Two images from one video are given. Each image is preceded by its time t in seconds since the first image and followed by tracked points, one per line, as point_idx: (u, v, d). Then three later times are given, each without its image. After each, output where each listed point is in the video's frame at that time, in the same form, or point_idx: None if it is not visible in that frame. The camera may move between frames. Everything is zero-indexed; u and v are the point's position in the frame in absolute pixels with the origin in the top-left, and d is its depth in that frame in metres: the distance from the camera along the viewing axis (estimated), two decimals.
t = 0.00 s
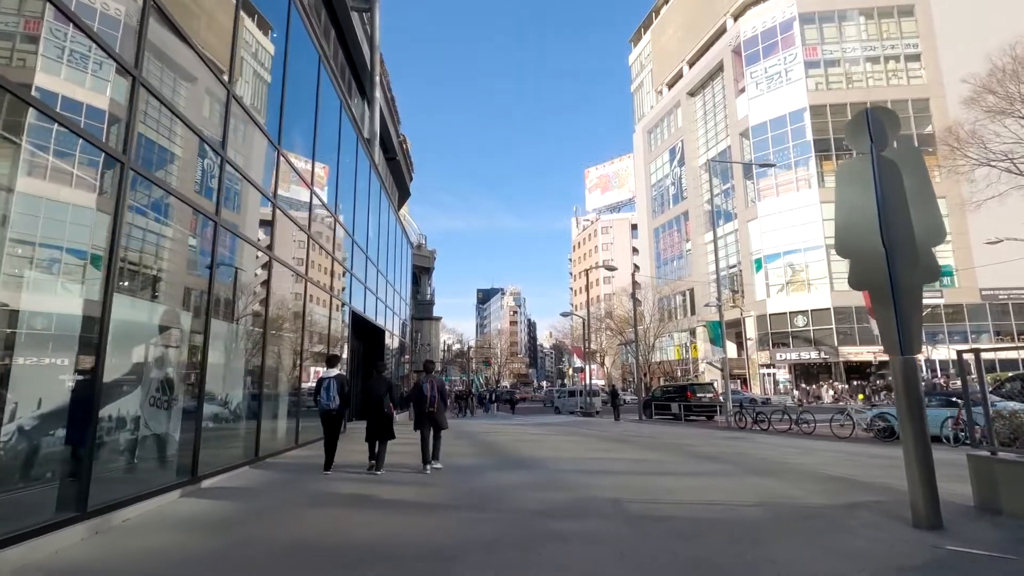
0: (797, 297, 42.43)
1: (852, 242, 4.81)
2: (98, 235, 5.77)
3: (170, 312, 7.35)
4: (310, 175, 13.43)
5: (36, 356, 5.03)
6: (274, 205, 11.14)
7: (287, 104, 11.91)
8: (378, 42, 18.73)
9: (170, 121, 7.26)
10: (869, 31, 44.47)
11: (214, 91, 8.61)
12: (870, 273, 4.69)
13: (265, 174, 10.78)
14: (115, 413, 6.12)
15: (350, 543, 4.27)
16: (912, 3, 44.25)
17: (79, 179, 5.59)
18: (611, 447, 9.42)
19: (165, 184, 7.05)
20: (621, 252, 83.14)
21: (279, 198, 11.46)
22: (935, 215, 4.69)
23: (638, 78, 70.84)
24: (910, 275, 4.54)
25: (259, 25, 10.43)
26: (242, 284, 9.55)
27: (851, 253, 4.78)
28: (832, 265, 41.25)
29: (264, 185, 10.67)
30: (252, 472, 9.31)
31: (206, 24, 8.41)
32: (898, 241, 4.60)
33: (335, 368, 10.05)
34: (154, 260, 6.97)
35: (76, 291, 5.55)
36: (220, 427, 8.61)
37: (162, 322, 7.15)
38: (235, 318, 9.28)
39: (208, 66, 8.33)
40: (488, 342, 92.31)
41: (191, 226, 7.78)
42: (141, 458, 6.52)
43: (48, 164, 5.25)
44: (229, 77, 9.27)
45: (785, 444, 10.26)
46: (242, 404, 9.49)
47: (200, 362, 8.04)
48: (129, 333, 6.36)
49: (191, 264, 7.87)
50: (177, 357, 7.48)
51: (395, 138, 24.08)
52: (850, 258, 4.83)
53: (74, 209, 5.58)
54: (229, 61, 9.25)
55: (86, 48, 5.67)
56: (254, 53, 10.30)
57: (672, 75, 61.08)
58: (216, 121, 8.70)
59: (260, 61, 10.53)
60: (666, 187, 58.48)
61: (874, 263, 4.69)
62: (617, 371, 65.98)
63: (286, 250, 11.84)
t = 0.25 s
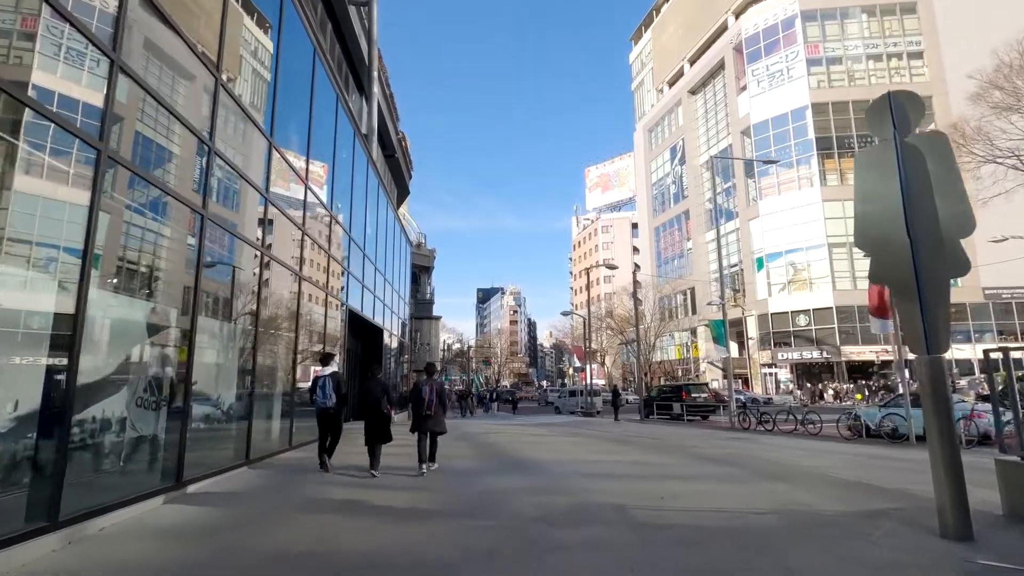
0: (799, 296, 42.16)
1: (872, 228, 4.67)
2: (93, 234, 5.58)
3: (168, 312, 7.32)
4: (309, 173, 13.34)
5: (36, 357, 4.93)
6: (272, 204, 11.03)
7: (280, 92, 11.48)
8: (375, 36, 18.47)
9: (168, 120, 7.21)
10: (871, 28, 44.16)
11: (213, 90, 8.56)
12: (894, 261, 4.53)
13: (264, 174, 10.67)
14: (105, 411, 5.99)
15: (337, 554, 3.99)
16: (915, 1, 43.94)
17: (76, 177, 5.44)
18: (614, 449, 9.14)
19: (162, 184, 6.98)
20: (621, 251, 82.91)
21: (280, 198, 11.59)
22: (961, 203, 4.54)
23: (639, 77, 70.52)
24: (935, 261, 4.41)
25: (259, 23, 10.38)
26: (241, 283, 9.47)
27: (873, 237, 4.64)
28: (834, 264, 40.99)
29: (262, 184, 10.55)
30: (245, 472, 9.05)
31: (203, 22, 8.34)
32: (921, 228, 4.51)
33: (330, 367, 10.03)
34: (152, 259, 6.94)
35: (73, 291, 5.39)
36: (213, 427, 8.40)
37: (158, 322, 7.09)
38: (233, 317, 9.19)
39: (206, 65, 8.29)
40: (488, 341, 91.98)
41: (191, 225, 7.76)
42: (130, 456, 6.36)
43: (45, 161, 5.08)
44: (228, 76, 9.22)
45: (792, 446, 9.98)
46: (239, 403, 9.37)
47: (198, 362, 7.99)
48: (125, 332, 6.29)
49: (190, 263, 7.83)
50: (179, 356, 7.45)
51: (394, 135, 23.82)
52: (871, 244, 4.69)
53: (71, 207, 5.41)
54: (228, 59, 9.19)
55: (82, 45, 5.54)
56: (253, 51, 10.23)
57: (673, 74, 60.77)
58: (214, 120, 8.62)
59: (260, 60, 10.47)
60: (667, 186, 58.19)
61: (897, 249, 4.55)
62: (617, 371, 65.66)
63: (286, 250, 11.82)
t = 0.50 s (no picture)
0: (801, 295, 41.94)
1: (897, 218, 4.58)
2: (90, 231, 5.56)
3: (168, 310, 7.31)
4: (309, 172, 13.24)
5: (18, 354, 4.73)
6: (272, 204, 10.97)
7: (277, 85, 11.24)
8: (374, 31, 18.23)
9: (166, 119, 7.18)
10: (874, 25, 43.87)
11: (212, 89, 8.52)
12: (920, 252, 4.42)
13: (264, 173, 10.61)
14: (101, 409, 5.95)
15: (332, 563, 3.78)
16: None
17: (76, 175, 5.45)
18: (617, 449, 8.94)
19: (161, 183, 6.99)
20: (622, 250, 82.70)
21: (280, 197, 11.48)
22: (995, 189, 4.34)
23: (640, 75, 70.21)
24: (964, 254, 4.28)
25: (259, 21, 10.32)
26: (242, 283, 9.43)
27: (898, 227, 4.55)
28: (837, 262, 40.76)
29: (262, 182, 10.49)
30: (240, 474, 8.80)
31: (202, 21, 8.30)
32: (949, 221, 4.38)
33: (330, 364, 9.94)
34: (150, 258, 6.94)
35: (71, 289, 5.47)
36: (210, 427, 8.26)
37: (158, 320, 7.08)
38: (232, 316, 9.14)
39: (205, 64, 8.26)
40: (488, 341, 91.70)
41: (191, 224, 7.74)
42: (120, 458, 6.23)
43: (43, 159, 5.04)
44: (228, 75, 9.18)
45: (799, 446, 9.78)
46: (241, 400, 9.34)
47: (198, 359, 7.98)
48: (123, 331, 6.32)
49: (191, 262, 7.81)
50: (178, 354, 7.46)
51: (394, 132, 23.63)
52: (895, 235, 4.60)
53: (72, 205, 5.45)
54: (228, 58, 9.14)
55: (82, 43, 5.53)
56: (254, 49, 10.16)
57: (674, 72, 60.53)
58: (213, 118, 8.59)
59: (261, 58, 10.41)
60: (668, 184, 57.93)
61: (925, 240, 4.44)
62: (618, 370, 65.39)
63: (286, 249, 11.68)
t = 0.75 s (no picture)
0: (805, 294, 41.63)
1: (932, 201, 4.43)
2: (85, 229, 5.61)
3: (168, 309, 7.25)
4: (309, 171, 13.08)
5: None
6: (273, 202, 10.86)
7: (276, 81, 11.04)
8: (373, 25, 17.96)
9: (166, 117, 7.11)
10: (877, 22, 43.56)
11: (211, 87, 8.42)
12: (955, 238, 4.29)
13: (264, 172, 10.49)
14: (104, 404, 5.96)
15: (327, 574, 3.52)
16: None
17: (75, 174, 5.49)
18: (623, 450, 8.67)
19: (160, 181, 6.93)
20: (623, 249, 82.41)
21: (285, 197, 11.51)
22: None
23: (641, 73, 69.87)
24: (1002, 243, 4.09)
25: (261, 19, 10.20)
26: (241, 283, 9.34)
27: (932, 212, 4.41)
28: (840, 261, 40.48)
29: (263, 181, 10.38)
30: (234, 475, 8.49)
31: (202, 19, 8.21)
32: (988, 207, 4.18)
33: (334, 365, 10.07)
34: (151, 258, 6.88)
35: (71, 288, 5.52)
36: (206, 428, 8.08)
37: (159, 319, 7.02)
38: (232, 315, 9.04)
39: (205, 62, 8.18)
40: (488, 340, 91.32)
41: (190, 222, 7.65)
42: (111, 456, 6.03)
43: (41, 157, 4.99)
44: (228, 73, 9.08)
45: (809, 446, 9.52)
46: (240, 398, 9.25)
47: (196, 359, 7.92)
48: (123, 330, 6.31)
49: (190, 261, 7.74)
50: (177, 354, 7.39)
51: (394, 129, 23.39)
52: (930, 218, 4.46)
53: (70, 204, 5.48)
54: (228, 56, 9.04)
55: (80, 41, 5.54)
56: (254, 47, 10.04)
57: (676, 70, 60.23)
58: (213, 117, 8.50)
59: (261, 56, 10.29)
60: (670, 183, 57.61)
61: (961, 224, 4.29)
62: (619, 370, 65.05)
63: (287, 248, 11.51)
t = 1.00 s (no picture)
0: (807, 293, 41.36)
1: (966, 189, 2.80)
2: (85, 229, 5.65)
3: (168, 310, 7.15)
4: (310, 170, 12.90)
5: None
6: (273, 201, 10.69)
7: (275, 78, 10.83)
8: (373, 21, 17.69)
9: (165, 116, 7.00)
10: (881, 19, 43.26)
11: (211, 85, 8.30)
12: (990, 228, 2.75)
13: (264, 172, 10.35)
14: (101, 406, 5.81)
15: None
16: None
17: (74, 173, 5.49)
18: (628, 453, 8.44)
19: (159, 180, 6.83)
20: (624, 248, 82.21)
21: (285, 197, 11.35)
22: None
23: (642, 71, 69.56)
24: None
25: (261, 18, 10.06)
26: (242, 284, 9.21)
27: (952, 204, 2.82)
28: (844, 260, 40.20)
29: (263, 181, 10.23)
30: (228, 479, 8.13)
31: (201, 17, 8.09)
32: None
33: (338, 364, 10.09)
34: (152, 258, 6.77)
35: (70, 288, 5.52)
36: (200, 430, 7.81)
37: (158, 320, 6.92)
38: (231, 315, 8.89)
39: (204, 61, 8.07)
40: (489, 340, 91.06)
41: (189, 223, 7.53)
42: (101, 461, 5.78)
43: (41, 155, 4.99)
44: (228, 72, 8.96)
45: (819, 448, 9.27)
46: (239, 398, 9.13)
47: (196, 360, 7.81)
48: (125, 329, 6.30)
49: (189, 261, 7.63)
50: (175, 355, 7.29)
51: (394, 126, 23.17)
52: (954, 210, 2.89)
53: (68, 202, 5.50)
54: (228, 55, 8.92)
55: (80, 40, 5.55)
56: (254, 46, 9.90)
57: (677, 68, 59.96)
58: (213, 116, 8.39)
59: (261, 55, 10.16)
60: (672, 181, 57.35)
61: (998, 214, 2.76)
62: (621, 369, 64.80)
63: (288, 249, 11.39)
